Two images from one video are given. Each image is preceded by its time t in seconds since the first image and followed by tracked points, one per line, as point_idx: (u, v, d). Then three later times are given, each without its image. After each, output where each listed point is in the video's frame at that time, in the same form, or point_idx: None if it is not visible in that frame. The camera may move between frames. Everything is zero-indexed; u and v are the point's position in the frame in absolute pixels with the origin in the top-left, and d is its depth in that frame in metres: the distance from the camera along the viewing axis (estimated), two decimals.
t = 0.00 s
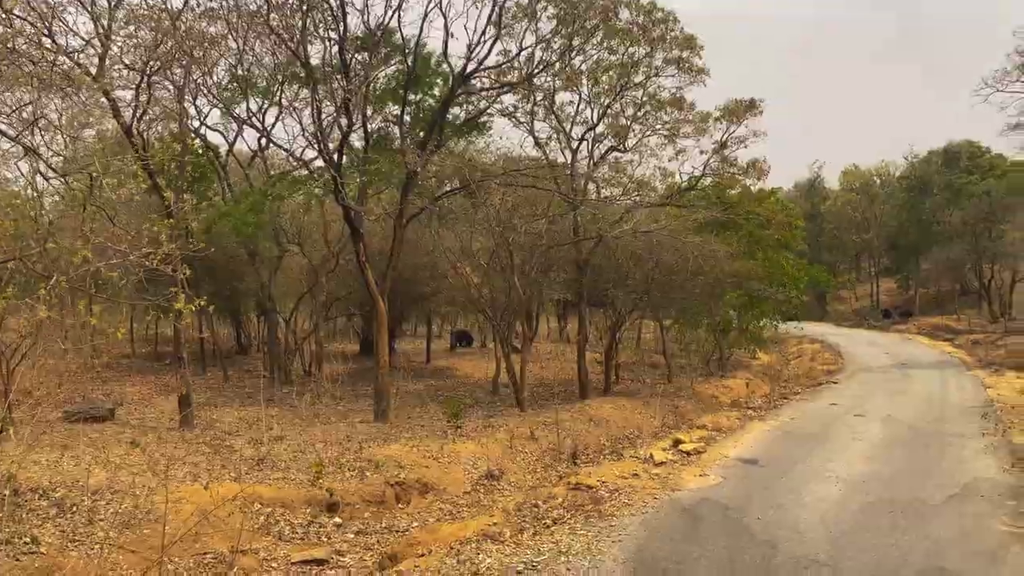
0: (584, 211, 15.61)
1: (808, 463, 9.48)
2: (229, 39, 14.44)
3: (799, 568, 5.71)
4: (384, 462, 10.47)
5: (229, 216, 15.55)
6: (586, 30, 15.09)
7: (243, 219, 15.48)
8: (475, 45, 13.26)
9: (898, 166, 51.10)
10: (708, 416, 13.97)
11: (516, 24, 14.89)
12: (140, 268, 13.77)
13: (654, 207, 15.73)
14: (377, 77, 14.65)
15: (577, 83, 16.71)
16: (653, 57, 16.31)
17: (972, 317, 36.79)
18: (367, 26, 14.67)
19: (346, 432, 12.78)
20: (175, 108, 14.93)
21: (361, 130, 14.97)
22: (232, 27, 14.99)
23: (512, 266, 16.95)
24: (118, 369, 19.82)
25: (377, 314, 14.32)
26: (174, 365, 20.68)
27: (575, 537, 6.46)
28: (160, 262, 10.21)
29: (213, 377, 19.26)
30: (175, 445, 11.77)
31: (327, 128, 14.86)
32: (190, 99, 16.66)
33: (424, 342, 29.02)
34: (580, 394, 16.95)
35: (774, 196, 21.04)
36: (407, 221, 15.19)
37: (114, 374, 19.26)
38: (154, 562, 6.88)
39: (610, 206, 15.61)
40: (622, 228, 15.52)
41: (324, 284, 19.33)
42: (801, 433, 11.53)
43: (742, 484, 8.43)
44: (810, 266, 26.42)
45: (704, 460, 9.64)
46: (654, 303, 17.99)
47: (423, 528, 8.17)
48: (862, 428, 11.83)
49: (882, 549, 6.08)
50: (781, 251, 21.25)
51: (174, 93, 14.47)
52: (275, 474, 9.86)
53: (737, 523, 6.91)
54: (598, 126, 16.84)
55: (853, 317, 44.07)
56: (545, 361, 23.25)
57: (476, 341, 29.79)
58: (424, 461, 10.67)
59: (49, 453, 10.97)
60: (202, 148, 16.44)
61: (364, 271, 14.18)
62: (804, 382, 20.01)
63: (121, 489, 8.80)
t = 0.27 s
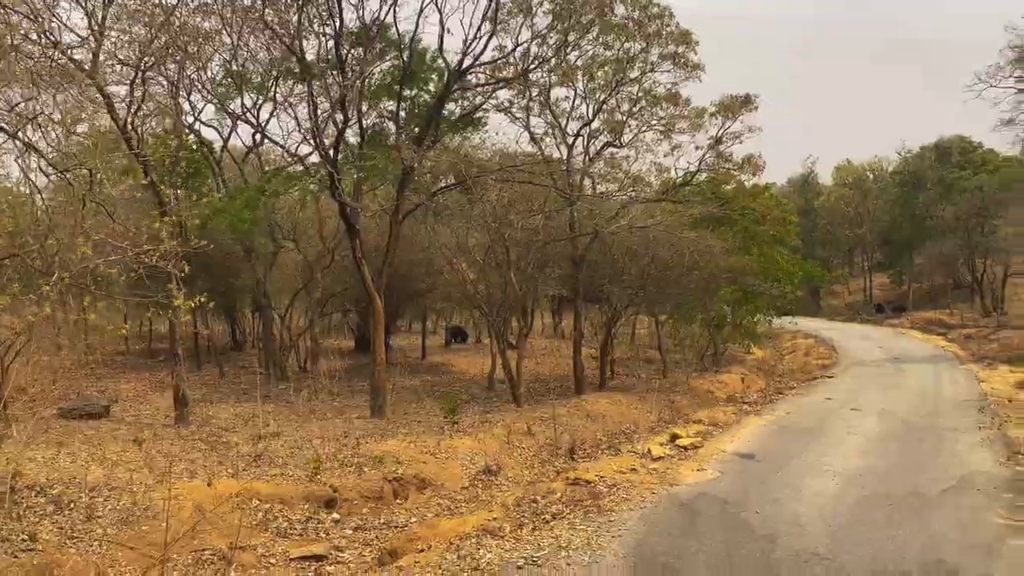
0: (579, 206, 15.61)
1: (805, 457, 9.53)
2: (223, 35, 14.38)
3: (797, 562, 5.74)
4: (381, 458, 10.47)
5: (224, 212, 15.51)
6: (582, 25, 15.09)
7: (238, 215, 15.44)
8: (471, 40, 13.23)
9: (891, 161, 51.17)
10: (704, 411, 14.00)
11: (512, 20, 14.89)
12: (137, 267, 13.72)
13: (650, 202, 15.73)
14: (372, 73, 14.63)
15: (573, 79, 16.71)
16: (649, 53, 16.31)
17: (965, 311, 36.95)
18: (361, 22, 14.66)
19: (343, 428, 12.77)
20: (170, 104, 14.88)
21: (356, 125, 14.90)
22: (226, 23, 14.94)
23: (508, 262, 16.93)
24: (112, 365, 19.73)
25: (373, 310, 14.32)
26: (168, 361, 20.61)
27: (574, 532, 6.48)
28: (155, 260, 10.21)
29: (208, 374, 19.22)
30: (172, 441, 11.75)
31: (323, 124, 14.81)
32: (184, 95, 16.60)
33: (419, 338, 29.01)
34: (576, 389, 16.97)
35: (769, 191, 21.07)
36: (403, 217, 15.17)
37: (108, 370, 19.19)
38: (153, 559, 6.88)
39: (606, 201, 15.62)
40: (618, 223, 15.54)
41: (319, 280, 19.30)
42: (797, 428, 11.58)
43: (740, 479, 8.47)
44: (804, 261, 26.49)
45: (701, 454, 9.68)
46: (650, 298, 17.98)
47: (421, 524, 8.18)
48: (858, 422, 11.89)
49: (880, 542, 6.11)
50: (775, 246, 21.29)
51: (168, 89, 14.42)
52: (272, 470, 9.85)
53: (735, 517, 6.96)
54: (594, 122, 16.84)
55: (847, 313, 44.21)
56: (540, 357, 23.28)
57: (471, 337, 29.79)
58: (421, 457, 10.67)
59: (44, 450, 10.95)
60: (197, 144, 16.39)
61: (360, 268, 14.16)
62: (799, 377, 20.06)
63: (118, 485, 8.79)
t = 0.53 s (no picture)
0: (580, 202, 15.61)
1: (809, 451, 9.56)
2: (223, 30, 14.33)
3: (807, 555, 5.75)
4: (385, 453, 10.49)
5: (225, 208, 15.48)
6: (583, 20, 15.08)
7: (239, 211, 15.42)
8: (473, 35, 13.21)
9: (889, 156, 51.17)
10: (706, 406, 14.02)
11: (513, 15, 14.87)
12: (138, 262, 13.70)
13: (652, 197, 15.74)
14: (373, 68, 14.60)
15: (574, 74, 16.70)
16: (650, 48, 16.31)
17: (963, 306, 37.00)
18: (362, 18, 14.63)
19: (345, 424, 12.78)
20: (170, 100, 14.84)
21: (357, 120, 14.88)
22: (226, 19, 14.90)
23: (509, 257, 16.93)
24: (112, 361, 19.71)
25: (375, 305, 14.32)
26: (168, 357, 20.59)
27: (582, 526, 6.49)
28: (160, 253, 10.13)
29: (209, 370, 19.21)
30: (175, 437, 11.75)
31: (324, 120, 14.78)
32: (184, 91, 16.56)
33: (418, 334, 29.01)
34: (577, 384, 16.98)
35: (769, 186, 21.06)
36: (404, 212, 15.15)
37: (108, 366, 19.16)
38: (163, 557, 6.87)
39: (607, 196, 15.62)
40: (620, 218, 15.54)
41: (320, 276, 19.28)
42: (800, 422, 11.61)
43: (744, 473, 8.49)
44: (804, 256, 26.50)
45: (705, 449, 9.70)
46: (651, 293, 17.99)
47: (426, 519, 8.20)
48: (860, 417, 11.92)
49: (888, 536, 6.13)
50: (775, 241, 21.30)
51: (169, 85, 14.39)
52: (276, 466, 9.84)
53: (742, 511, 6.98)
54: (594, 117, 16.85)
55: (845, 307, 44.27)
56: (540, 352, 23.30)
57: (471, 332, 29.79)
58: (424, 452, 10.68)
59: (47, 446, 10.95)
60: (197, 140, 16.36)
61: (362, 263, 14.15)
62: (799, 371, 20.09)
63: (122, 481, 8.79)
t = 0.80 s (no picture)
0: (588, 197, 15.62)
1: (820, 446, 9.57)
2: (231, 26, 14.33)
3: (823, 549, 5.77)
4: (396, 448, 10.52)
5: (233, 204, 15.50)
6: (591, 16, 15.08)
7: (247, 207, 15.43)
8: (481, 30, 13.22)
9: (893, 150, 51.06)
10: (714, 401, 14.04)
11: (520, 10, 14.87)
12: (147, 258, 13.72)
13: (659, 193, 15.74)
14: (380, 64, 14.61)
15: (581, 71, 16.72)
16: (657, 43, 16.31)
17: (968, 301, 36.94)
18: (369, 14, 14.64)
19: (354, 419, 12.81)
20: (177, 97, 14.86)
21: (365, 116, 14.89)
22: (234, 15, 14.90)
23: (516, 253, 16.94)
24: (119, 358, 19.74)
25: (384, 301, 14.34)
26: (175, 353, 20.62)
27: (597, 521, 6.51)
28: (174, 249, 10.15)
29: (216, 366, 19.25)
30: (185, 433, 11.78)
31: (332, 116, 14.80)
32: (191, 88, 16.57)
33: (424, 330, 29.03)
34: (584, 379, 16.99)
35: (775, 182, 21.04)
36: (413, 208, 15.17)
37: (116, 362, 19.19)
38: (180, 553, 6.91)
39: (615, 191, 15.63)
40: (627, 213, 15.56)
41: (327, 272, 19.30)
42: (809, 417, 11.63)
43: (756, 467, 8.51)
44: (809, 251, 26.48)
45: (715, 444, 9.71)
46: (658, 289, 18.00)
47: (439, 514, 8.23)
48: (869, 411, 11.94)
49: (903, 530, 6.15)
50: (781, 237, 21.29)
51: (177, 82, 14.38)
52: (288, 461, 9.87)
53: (756, 505, 7.00)
54: (601, 113, 16.86)
55: (849, 303, 44.23)
56: (546, 348, 23.31)
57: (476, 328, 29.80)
58: (435, 448, 10.70)
59: (59, 442, 10.99)
60: (205, 136, 16.38)
61: (370, 259, 14.16)
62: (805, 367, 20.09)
63: (136, 477, 8.82)
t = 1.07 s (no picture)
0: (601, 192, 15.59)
1: (840, 441, 9.55)
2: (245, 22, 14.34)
3: (850, 543, 5.76)
4: (414, 444, 10.54)
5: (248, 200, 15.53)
6: (605, 10, 15.05)
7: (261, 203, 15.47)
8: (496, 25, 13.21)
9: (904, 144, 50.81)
10: (730, 396, 14.02)
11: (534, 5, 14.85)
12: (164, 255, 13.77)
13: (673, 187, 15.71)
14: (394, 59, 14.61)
15: (594, 65, 16.67)
16: (670, 37, 16.26)
17: (980, 295, 36.75)
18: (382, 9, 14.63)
19: (370, 414, 12.84)
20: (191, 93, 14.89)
21: (379, 111, 14.89)
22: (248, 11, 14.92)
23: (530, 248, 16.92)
24: (134, 353, 19.82)
25: (399, 296, 14.37)
26: (189, 349, 20.69)
27: (622, 516, 6.51)
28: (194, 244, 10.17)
29: (230, 361, 19.31)
30: (203, 428, 11.83)
31: (346, 112, 14.80)
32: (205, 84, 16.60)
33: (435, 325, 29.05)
34: (598, 375, 16.98)
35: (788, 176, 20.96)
36: (427, 203, 15.17)
37: (131, 358, 19.28)
38: (205, 548, 6.96)
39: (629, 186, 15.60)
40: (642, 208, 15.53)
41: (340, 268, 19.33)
42: (827, 412, 11.60)
43: (777, 462, 8.50)
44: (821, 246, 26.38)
45: (735, 439, 9.70)
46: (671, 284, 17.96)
47: (460, 509, 8.24)
48: (887, 406, 11.90)
49: (929, 524, 6.13)
50: (794, 231, 21.22)
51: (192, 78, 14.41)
52: (308, 456, 9.91)
53: (779, 500, 6.99)
54: (614, 107, 16.83)
55: (860, 298, 44.07)
56: (558, 343, 23.31)
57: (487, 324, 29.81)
58: (453, 443, 10.71)
59: (79, 438, 11.05)
60: (218, 133, 16.42)
61: (386, 255, 14.17)
62: (819, 362, 20.03)
63: (157, 471, 8.86)
